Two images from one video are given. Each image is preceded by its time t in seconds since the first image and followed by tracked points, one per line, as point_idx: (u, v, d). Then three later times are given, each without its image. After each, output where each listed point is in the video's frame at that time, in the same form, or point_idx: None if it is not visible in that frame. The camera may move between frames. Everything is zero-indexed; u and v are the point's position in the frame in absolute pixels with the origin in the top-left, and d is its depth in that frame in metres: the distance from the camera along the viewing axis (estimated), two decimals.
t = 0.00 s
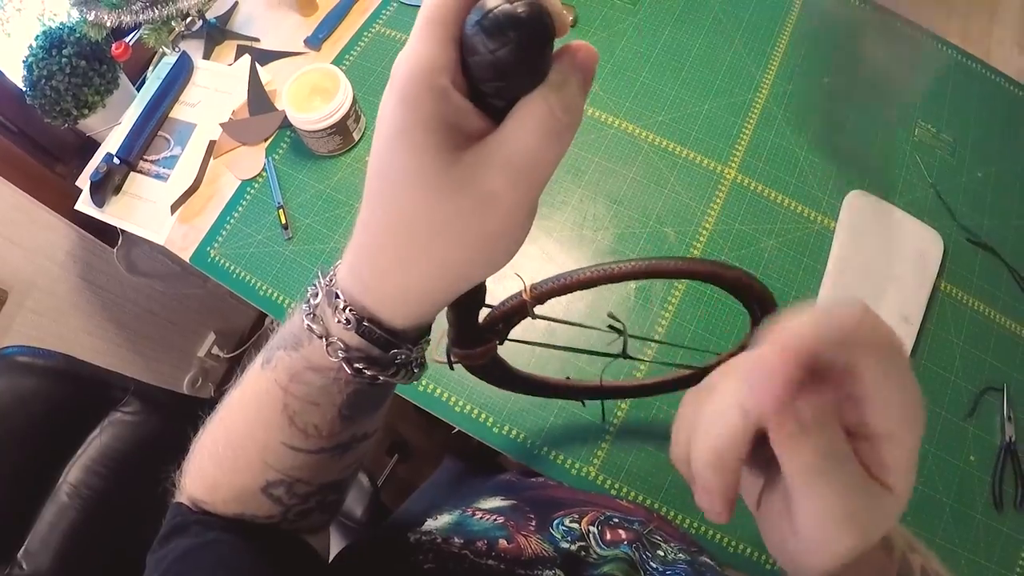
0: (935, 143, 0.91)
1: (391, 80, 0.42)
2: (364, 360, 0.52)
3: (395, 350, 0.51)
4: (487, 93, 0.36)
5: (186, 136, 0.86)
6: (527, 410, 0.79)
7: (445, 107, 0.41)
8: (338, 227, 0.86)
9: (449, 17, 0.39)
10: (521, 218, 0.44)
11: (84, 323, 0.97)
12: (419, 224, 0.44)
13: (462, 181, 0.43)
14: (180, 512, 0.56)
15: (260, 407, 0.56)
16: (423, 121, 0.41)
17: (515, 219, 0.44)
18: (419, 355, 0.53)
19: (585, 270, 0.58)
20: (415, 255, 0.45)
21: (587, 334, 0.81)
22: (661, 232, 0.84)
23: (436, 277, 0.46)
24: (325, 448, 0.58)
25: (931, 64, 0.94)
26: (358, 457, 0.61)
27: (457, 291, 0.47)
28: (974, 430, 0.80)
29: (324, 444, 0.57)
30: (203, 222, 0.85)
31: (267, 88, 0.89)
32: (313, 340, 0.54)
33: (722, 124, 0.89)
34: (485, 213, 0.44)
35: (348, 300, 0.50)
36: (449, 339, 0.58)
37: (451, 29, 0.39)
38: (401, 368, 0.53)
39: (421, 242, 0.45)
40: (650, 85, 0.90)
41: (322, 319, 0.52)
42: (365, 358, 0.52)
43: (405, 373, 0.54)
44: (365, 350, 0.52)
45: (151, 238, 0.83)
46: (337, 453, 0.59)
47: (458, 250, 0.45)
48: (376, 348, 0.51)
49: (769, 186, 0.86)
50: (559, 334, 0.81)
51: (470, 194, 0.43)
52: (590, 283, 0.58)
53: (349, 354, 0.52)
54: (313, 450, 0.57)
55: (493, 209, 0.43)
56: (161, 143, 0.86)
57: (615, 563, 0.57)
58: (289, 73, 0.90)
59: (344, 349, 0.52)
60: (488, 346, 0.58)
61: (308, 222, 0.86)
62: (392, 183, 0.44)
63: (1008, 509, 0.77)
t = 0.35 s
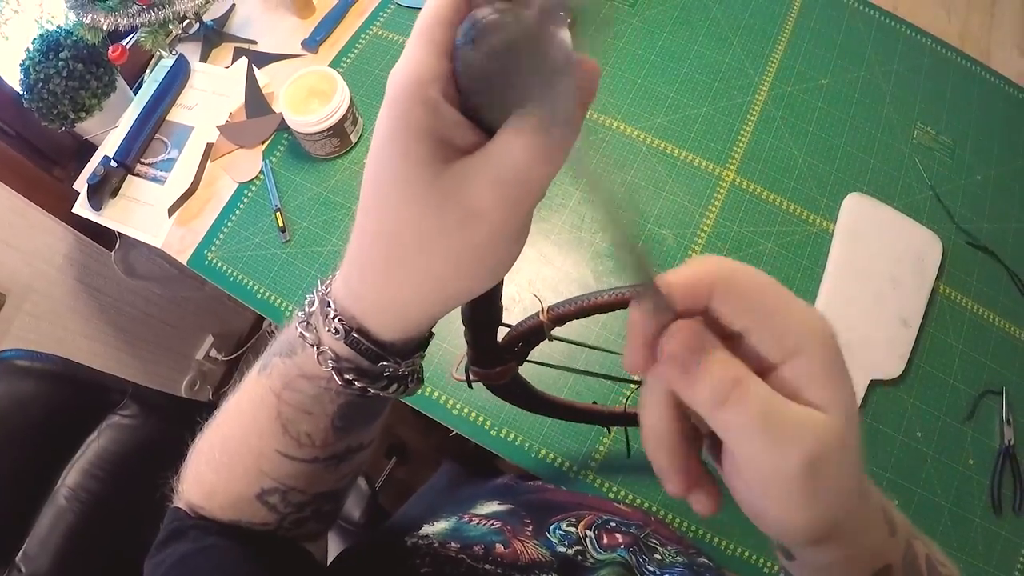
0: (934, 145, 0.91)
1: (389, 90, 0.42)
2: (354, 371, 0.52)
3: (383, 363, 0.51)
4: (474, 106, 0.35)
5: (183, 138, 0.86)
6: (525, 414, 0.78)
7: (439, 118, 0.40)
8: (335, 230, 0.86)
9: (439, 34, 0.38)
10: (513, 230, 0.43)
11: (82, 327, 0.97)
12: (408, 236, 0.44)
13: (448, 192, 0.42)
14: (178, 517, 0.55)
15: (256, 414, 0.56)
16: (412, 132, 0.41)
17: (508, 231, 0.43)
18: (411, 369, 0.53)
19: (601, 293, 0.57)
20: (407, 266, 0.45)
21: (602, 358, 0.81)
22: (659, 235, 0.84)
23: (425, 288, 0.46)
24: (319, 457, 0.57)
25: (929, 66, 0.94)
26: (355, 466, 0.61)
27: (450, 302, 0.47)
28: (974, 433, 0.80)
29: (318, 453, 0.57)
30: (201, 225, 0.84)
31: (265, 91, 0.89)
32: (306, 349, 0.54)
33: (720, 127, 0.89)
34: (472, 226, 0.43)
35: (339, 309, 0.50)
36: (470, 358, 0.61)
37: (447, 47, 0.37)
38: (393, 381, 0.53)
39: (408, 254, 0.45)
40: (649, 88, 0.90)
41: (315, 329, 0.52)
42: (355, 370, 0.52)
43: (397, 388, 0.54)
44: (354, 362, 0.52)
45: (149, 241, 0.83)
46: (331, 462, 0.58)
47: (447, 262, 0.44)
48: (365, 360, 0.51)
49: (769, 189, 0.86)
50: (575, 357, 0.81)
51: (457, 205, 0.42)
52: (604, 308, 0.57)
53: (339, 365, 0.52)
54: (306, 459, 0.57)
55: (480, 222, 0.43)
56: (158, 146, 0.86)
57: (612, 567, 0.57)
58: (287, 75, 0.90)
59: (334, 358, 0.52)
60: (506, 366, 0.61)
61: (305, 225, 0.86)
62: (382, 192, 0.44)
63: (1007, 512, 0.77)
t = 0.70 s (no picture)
0: (933, 146, 0.91)
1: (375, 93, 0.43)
2: (344, 368, 0.52)
3: (372, 359, 0.51)
4: (465, 108, 0.35)
5: (184, 139, 0.86)
6: (524, 414, 0.79)
7: (421, 117, 0.41)
8: (336, 230, 0.86)
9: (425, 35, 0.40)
10: (500, 228, 0.43)
11: (83, 327, 0.97)
12: (397, 238, 0.44)
13: (433, 191, 0.42)
14: (179, 518, 0.56)
15: (253, 415, 0.56)
16: (399, 130, 0.41)
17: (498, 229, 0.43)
18: (402, 366, 0.53)
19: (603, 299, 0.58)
20: (396, 268, 0.45)
21: (604, 364, 0.81)
22: (658, 236, 0.84)
23: (414, 290, 0.46)
24: (316, 457, 0.58)
25: (929, 66, 0.94)
26: (354, 467, 0.61)
27: (439, 302, 0.47)
28: (974, 433, 0.80)
29: (314, 452, 0.57)
30: (202, 226, 0.85)
31: (265, 92, 0.89)
32: (299, 345, 0.54)
33: (719, 127, 0.89)
34: (459, 226, 0.43)
35: (329, 305, 0.50)
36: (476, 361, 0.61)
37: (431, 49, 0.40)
38: (382, 378, 0.53)
39: (395, 253, 0.45)
40: (649, 88, 0.90)
41: (307, 326, 0.52)
42: (345, 366, 0.52)
43: (388, 385, 0.54)
44: (344, 358, 0.52)
45: (149, 242, 0.83)
46: (328, 462, 0.59)
47: (435, 263, 0.44)
48: (354, 356, 0.51)
49: (768, 190, 0.86)
50: (575, 362, 0.81)
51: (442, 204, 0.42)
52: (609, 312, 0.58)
53: (330, 362, 0.52)
54: (302, 459, 0.57)
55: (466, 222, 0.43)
56: (159, 147, 0.86)
57: (611, 568, 0.56)
58: (288, 76, 0.90)
59: (324, 355, 0.52)
60: (513, 370, 0.61)
61: (306, 226, 0.86)
62: (368, 192, 0.44)
63: (1006, 512, 0.77)
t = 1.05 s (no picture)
0: (934, 146, 0.91)
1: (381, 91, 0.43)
2: (347, 370, 0.52)
3: (374, 362, 0.51)
4: (467, 105, 0.35)
5: (185, 140, 0.86)
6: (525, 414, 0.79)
7: (423, 114, 0.41)
8: (336, 230, 0.86)
9: (427, 33, 0.40)
10: (503, 228, 0.43)
11: (84, 329, 0.97)
12: (395, 234, 0.45)
13: (434, 190, 0.42)
14: (180, 519, 0.56)
15: (254, 416, 0.56)
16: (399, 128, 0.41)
17: (496, 231, 0.43)
18: (405, 369, 0.53)
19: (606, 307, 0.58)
20: (395, 266, 0.45)
21: (606, 370, 0.81)
22: (659, 237, 0.84)
23: (415, 289, 0.46)
24: (317, 458, 0.58)
25: (929, 66, 0.94)
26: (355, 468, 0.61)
27: (440, 303, 0.47)
28: (974, 434, 0.80)
29: (316, 454, 0.57)
30: (202, 227, 0.85)
31: (265, 93, 0.89)
32: (302, 347, 0.54)
33: (720, 128, 0.89)
34: (457, 224, 0.43)
35: (332, 308, 0.50)
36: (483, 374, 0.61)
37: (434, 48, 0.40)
38: (385, 382, 0.53)
39: (397, 253, 0.45)
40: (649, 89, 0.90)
41: (310, 327, 0.52)
42: (348, 369, 0.52)
43: (390, 388, 0.54)
44: (347, 361, 0.52)
45: (150, 243, 0.83)
46: (329, 464, 0.59)
47: (436, 263, 0.44)
48: (357, 358, 0.51)
49: (769, 191, 0.86)
50: (576, 369, 0.81)
51: (441, 203, 0.42)
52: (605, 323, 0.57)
53: (332, 364, 0.52)
54: (303, 461, 0.57)
55: (464, 220, 0.43)
56: (160, 148, 0.86)
57: (611, 570, 0.58)
58: (287, 78, 0.90)
59: (327, 357, 0.52)
60: (519, 383, 0.61)
61: (307, 227, 0.86)
62: (371, 191, 0.45)
63: (1007, 513, 0.77)
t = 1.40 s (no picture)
0: (933, 147, 0.91)
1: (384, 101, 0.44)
2: (353, 375, 0.53)
3: (382, 367, 0.51)
4: (473, 112, 0.35)
5: (186, 141, 0.86)
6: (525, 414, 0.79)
7: (431, 122, 0.42)
8: (338, 231, 0.86)
9: (431, 42, 0.41)
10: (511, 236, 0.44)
11: (86, 329, 0.98)
12: (405, 246, 0.45)
13: (444, 197, 0.42)
14: (181, 519, 0.56)
15: (256, 418, 0.56)
16: (407, 136, 0.42)
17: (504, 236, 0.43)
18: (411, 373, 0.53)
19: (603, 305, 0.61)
20: (405, 274, 0.46)
21: (605, 369, 0.82)
22: (659, 237, 0.84)
23: (426, 297, 0.46)
24: (320, 462, 0.58)
25: (929, 66, 0.94)
26: (357, 470, 0.61)
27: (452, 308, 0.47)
28: (974, 434, 0.80)
29: (319, 457, 0.57)
30: (204, 227, 0.85)
31: (266, 94, 0.89)
32: (308, 353, 0.55)
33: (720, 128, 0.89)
34: (466, 231, 0.43)
35: (338, 314, 0.50)
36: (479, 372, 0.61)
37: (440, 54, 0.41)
38: (393, 386, 0.53)
39: (408, 262, 0.45)
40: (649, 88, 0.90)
41: (315, 334, 0.52)
42: (354, 374, 0.52)
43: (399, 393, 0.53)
44: (353, 366, 0.52)
45: (152, 243, 0.83)
46: (332, 467, 0.59)
47: (448, 270, 0.45)
48: (364, 363, 0.51)
49: (768, 191, 0.87)
50: (576, 367, 0.82)
51: (449, 208, 0.43)
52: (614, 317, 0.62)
53: (338, 370, 0.52)
54: (306, 464, 0.57)
55: (473, 227, 0.43)
56: (161, 149, 0.87)
57: (612, 569, 0.58)
58: (288, 79, 0.90)
59: (333, 363, 0.52)
60: (516, 379, 0.61)
61: (308, 228, 0.86)
62: (379, 202, 0.45)
63: (1007, 512, 0.77)
